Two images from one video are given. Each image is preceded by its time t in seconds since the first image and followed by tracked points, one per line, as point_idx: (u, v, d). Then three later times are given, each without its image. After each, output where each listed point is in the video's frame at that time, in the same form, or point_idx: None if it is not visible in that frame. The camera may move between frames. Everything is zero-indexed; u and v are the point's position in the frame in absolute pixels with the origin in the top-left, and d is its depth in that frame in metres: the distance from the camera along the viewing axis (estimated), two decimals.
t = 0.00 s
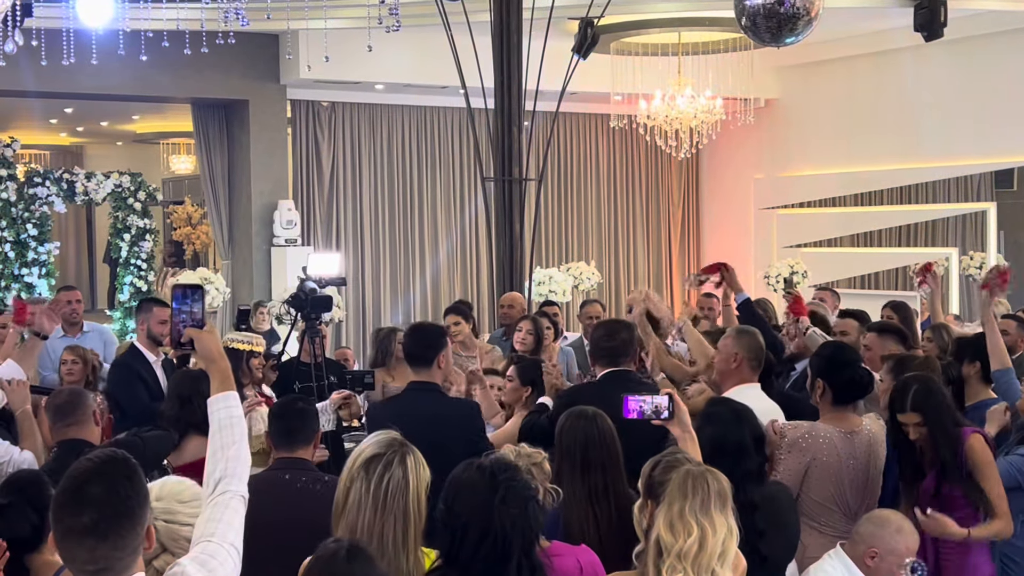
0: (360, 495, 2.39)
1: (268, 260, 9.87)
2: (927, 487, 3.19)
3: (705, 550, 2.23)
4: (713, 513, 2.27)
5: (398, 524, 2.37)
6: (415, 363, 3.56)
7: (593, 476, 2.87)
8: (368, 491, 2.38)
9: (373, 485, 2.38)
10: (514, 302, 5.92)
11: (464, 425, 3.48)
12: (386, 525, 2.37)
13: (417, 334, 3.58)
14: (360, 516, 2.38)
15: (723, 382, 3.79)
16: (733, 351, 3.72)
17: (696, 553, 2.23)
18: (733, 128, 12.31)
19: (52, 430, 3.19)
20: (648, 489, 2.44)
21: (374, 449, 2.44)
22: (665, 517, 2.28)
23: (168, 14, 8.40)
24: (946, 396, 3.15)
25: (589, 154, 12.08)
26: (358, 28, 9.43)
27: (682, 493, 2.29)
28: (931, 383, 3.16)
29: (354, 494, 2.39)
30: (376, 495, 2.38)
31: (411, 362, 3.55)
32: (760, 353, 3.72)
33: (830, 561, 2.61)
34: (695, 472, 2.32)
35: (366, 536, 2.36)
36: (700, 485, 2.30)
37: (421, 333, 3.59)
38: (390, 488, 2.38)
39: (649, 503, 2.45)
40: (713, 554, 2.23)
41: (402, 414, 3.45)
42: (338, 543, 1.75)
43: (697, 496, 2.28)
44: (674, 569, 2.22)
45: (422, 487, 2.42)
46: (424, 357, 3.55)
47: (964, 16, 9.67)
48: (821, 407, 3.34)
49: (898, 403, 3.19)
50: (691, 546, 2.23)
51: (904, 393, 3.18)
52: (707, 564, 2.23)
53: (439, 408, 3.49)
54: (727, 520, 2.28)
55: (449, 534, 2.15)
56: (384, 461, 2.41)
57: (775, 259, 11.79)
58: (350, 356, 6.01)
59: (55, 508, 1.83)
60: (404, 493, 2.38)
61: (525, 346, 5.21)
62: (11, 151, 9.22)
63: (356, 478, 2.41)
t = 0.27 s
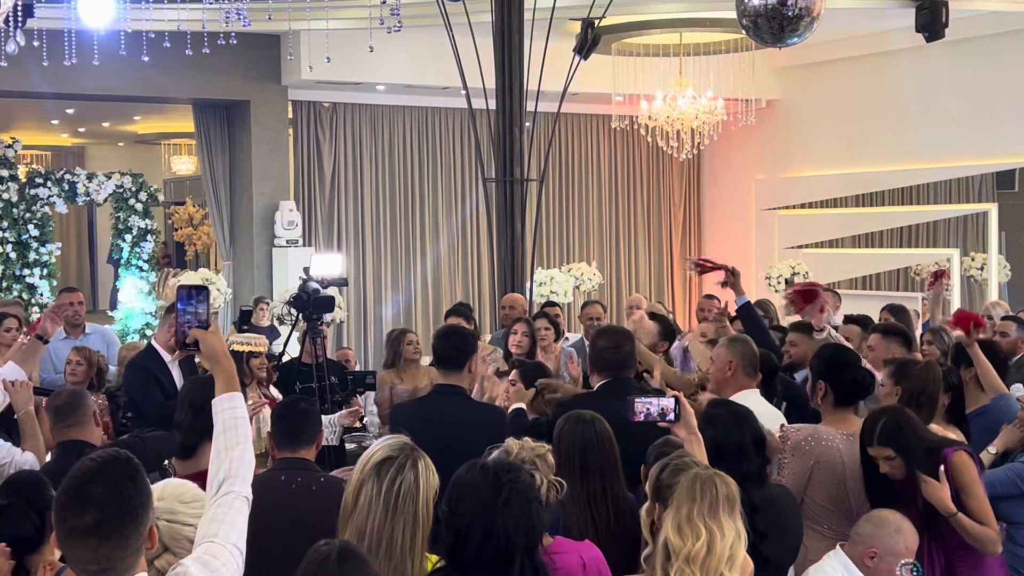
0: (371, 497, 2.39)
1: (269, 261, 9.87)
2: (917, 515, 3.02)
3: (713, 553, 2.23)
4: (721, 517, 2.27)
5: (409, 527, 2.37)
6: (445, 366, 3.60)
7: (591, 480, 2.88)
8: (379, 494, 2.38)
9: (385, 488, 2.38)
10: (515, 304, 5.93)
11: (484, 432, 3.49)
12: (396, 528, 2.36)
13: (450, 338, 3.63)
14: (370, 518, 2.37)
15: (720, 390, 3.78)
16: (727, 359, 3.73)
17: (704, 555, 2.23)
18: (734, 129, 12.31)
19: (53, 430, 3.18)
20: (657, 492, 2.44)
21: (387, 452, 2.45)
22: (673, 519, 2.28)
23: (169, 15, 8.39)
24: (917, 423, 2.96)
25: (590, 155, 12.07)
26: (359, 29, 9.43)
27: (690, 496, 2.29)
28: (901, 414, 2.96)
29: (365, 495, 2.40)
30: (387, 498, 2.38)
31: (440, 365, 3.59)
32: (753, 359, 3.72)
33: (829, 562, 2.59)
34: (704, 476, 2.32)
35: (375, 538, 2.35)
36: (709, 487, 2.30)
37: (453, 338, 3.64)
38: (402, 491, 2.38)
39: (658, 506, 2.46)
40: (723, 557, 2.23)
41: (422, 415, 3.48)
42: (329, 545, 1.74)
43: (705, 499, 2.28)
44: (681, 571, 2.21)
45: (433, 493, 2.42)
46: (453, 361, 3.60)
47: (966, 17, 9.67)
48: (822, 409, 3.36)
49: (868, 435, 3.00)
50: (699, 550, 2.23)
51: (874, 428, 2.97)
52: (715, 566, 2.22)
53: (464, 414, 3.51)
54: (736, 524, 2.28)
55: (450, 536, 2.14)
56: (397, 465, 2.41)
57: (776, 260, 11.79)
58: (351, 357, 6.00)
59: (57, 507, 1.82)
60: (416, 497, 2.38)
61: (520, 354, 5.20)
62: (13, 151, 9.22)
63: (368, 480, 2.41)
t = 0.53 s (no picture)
0: (365, 495, 2.38)
1: (271, 262, 9.86)
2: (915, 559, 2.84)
3: (714, 553, 2.22)
4: (722, 517, 2.27)
5: (401, 527, 2.36)
6: (456, 367, 3.51)
7: (595, 478, 2.88)
8: (373, 492, 2.38)
9: (379, 487, 2.38)
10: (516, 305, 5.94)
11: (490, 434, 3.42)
12: (389, 526, 2.36)
13: (461, 338, 3.54)
14: (363, 515, 2.37)
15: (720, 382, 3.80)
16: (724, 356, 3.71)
17: (705, 555, 2.22)
18: (735, 131, 12.31)
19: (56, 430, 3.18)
20: (658, 492, 2.44)
21: (382, 451, 2.44)
22: (674, 519, 2.28)
23: (170, 15, 8.39)
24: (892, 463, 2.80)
25: (591, 156, 12.08)
26: (360, 30, 9.43)
27: (691, 497, 2.29)
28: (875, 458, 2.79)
29: (359, 492, 2.39)
30: (381, 496, 2.38)
31: (449, 366, 3.51)
32: (750, 354, 3.69)
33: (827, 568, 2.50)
34: (705, 476, 2.32)
35: (367, 536, 2.35)
36: (709, 488, 2.30)
37: (465, 338, 3.54)
38: (395, 490, 2.38)
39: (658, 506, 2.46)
40: (723, 558, 2.22)
41: (427, 416, 3.42)
42: (339, 545, 1.75)
43: (706, 500, 2.28)
44: (682, 571, 2.21)
45: (427, 491, 2.41)
46: (462, 361, 3.50)
47: (967, 18, 9.67)
48: (824, 409, 3.35)
49: (846, 483, 2.81)
50: (700, 550, 2.22)
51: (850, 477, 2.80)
52: (716, 567, 2.21)
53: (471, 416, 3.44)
54: (736, 525, 2.28)
55: (456, 538, 2.14)
56: (392, 464, 2.40)
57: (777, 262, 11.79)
58: (352, 358, 6.00)
59: (58, 508, 1.82)
60: (409, 496, 2.38)
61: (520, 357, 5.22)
62: (15, 152, 9.22)
63: (363, 479, 2.41)
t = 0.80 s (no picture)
0: (356, 496, 2.39)
1: (272, 263, 9.86)
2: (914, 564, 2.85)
3: (709, 552, 2.23)
4: (718, 516, 2.27)
5: (389, 530, 2.37)
6: (456, 368, 3.51)
7: (596, 480, 2.88)
8: (364, 494, 2.38)
9: (370, 488, 2.38)
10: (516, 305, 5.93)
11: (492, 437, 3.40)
12: (377, 528, 2.36)
13: (460, 341, 3.55)
14: (353, 516, 2.37)
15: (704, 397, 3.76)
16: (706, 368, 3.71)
17: (701, 554, 2.23)
18: (736, 131, 12.31)
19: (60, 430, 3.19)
20: (655, 490, 2.45)
21: (375, 454, 2.44)
22: (670, 518, 2.28)
23: (171, 16, 8.39)
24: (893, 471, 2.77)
25: (592, 157, 12.08)
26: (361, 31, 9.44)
27: (686, 496, 2.28)
28: (877, 466, 2.77)
29: (351, 493, 2.40)
30: (370, 498, 2.38)
31: (448, 368, 3.51)
32: (733, 363, 3.67)
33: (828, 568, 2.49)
34: (699, 475, 2.32)
35: (357, 537, 2.35)
36: (704, 487, 2.29)
37: (464, 341, 3.54)
38: (385, 493, 2.38)
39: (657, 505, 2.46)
40: (718, 557, 2.23)
41: (429, 418, 3.41)
42: (360, 544, 1.76)
43: (701, 499, 2.28)
44: (678, 570, 2.21)
45: (420, 494, 2.41)
46: (462, 363, 3.50)
47: (969, 19, 9.66)
48: (824, 410, 3.35)
49: (847, 491, 2.79)
50: (695, 548, 2.23)
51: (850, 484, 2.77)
52: (711, 566, 2.22)
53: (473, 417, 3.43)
54: (732, 523, 2.28)
55: (458, 538, 2.15)
56: (383, 467, 2.41)
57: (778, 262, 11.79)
58: (354, 359, 6.01)
59: (60, 509, 1.83)
60: (399, 499, 2.38)
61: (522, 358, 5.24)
62: (17, 153, 9.22)
63: (355, 480, 2.41)
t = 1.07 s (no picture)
0: (351, 496, 2.39)
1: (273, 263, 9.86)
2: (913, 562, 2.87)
3: (705, 553, 2.23)
4: (714, 517, 2.28)
5: (383, 527, 2.37)
6: (444, 368, 3.47)
7: (598, 478, 2.89)
8: (360, 495, 2.39)
9: (365, 488, 2.39)
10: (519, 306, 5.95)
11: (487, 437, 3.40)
12: (371, 527, 2.36)
13: (446, 341, 3.50)
14: (348, 516, 2.37)
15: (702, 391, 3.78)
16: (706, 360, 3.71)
17: (697, 555, 2.23)
18: (737, 132, 12.31)
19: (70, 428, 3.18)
20: (653, 492, 2.47)
21: (370, 453, 2.44)
22: (667, 520, 2.28)
23: (173, 17, 8.39)
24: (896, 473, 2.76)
25: (593, 157, 12.08)
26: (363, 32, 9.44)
27: (683, 497, 2.29)
28: (881, 465, 2.76)
29: (346, 493, 2.40)
30: (365, 498, 2.38)
31: (436, 368, 3.46)
32: (730, 357, 3.67)
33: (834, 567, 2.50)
34: (697, 476, 2.33)
35: (353, 538, 2.34)
36: (702, 488, 2.30)
37: (450, 341, 3.51)
38: (381, 493, 2.38)
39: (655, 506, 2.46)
40: (715, 558, 2.24)
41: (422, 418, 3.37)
42: (377, 543, 1.77)
43: (698, 500, 2.28)
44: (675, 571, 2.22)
45: (415, 493, 2.41)
46: (450, 362, 3.47)
47: (970, 19, 9.67)
48: (825, 409, 3.35)
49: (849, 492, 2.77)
50: (692, 550, 2.23)
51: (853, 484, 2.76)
52: (708, 567, 2.23)
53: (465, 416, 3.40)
54: (728, 524, 2.29)
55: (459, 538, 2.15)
56: (377, 466, 2.41)
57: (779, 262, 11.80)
58: (356, 360, 6.01)
59: (66, 509, 1.83)
60: (394, 500, 2.38)
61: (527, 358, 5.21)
62: (18, 153, 9.22)
63: (350, 480, 2.41)
